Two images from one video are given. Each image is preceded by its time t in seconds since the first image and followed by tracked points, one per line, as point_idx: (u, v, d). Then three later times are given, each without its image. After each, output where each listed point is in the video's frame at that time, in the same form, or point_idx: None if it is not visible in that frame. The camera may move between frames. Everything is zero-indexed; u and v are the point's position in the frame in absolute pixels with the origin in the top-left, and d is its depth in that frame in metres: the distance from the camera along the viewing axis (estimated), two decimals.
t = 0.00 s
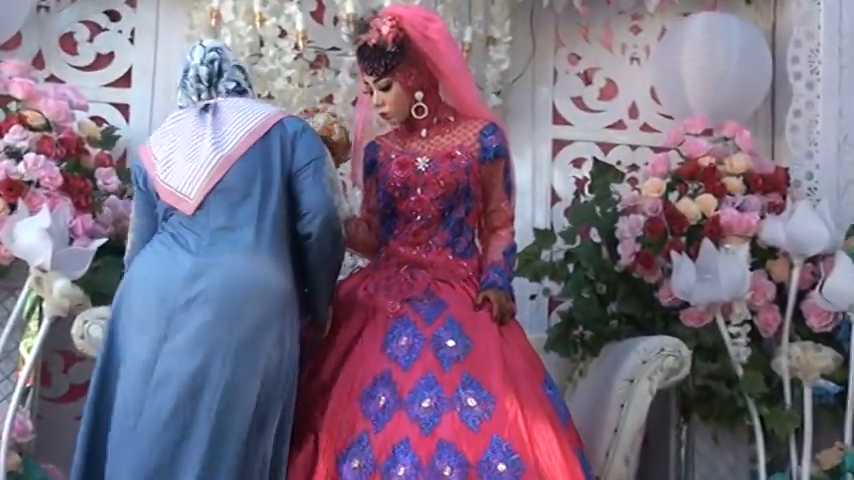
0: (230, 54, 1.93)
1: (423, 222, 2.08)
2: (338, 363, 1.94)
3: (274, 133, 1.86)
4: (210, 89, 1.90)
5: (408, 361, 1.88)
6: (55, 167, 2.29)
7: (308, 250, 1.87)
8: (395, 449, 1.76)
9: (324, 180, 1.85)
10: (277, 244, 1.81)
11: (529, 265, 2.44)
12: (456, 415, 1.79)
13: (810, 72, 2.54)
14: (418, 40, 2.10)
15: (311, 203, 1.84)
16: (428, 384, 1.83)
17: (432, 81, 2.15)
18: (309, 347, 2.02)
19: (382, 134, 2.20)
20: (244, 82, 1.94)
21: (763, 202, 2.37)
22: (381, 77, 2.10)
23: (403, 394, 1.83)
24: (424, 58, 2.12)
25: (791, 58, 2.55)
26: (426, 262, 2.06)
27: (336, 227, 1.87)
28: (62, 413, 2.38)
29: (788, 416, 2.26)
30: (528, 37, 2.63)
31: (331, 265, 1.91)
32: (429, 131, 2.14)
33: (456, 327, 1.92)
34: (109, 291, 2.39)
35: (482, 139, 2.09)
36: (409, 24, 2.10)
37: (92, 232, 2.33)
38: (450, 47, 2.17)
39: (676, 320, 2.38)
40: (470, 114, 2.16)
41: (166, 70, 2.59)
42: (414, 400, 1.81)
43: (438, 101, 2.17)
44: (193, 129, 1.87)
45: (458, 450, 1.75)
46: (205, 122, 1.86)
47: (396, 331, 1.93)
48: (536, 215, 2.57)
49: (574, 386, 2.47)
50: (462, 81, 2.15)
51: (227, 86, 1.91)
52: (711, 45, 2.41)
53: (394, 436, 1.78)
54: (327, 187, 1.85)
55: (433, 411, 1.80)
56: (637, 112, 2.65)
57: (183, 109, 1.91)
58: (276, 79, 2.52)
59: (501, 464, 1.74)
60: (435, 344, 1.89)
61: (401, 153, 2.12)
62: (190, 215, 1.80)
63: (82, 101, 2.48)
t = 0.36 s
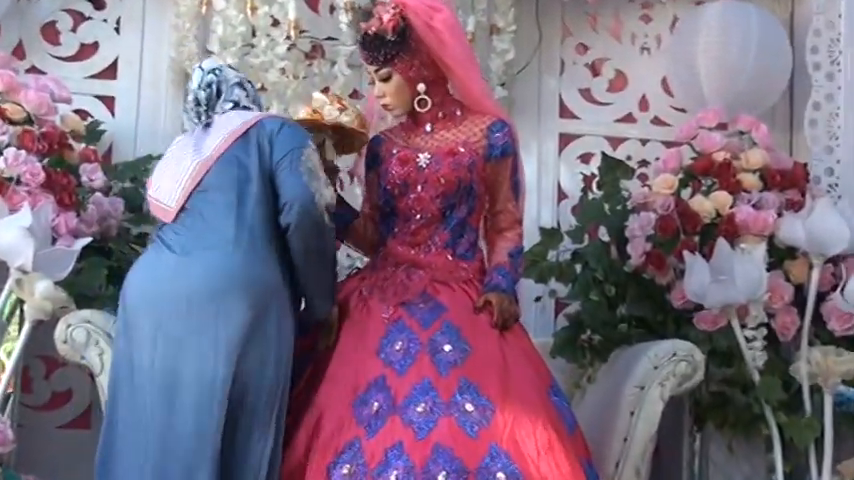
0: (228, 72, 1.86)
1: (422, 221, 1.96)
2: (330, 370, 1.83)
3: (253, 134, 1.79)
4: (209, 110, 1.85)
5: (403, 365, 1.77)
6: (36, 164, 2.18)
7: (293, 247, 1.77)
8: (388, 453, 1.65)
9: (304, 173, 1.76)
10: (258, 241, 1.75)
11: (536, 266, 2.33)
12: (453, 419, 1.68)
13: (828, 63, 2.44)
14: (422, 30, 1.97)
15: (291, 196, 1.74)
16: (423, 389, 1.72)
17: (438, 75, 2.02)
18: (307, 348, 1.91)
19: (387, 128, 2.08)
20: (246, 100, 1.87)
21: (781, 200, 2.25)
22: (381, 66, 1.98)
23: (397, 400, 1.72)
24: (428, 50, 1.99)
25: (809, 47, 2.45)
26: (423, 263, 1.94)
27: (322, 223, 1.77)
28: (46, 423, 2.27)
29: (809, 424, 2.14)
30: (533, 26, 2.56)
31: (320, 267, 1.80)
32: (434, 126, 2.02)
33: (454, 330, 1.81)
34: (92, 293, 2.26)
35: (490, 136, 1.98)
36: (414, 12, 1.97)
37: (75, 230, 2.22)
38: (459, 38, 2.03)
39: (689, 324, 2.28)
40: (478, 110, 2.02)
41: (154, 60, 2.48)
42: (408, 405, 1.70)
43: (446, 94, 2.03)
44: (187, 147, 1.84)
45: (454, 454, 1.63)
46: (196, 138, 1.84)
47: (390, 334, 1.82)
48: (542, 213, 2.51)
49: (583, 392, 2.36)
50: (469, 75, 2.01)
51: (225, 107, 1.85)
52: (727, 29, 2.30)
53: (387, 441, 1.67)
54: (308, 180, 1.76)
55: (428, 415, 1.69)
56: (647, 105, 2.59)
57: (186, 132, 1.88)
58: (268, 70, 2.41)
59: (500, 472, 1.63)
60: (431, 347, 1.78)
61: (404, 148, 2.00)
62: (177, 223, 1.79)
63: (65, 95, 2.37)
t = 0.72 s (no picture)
0: (246, 113, 1.83)
1: (426, 219, 1.84)
2: (325, 382, 1.71)
3: (239, 146, 1.77)
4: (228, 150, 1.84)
5: (405, 376, 1.65)
6: (19, 160, 2.07)
7: (254, 250, 1.70)
8: (390, 469, 1.54)
9: (267, 175, 1.71)
10: (218, 235, 1.69)
11: (545, 268, 2.24)
12: (457, 433, 1.57)
13: None
14: (422, 21, 1.85)
15: (248, 199, 1.70)
16: (427, 401, 1.61)
17: (440, 69, 1.89)
18: (306, 361, 1.81)
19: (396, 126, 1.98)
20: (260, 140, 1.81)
21: (803, 198, 2.14)
22: (379, 60, 1.90)
23: (400, 413, 1.61)
24: (426, 42, 1.86)
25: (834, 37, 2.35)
26: (425, 264, 1.82)
27: (283, 222, 1.69)
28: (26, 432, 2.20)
29: (833, 434, 2.03)
30: (543, 14, 2.45)
31: (283, 273, 1.71)
32: (441, 120, 1.90)
33: (458, 338, 1.70)
34: (78, 296, 2.13)
35: (498, 130, 1.86)
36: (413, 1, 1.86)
37: (60, 230, 2.11)
38: (465, 30, 1.89)
39: (707, 330, 2.16)
40: (487, 104, 1.89)
41: (144, 51, 2.38)
42: (412, 418, 1.59)
43: (454, 88, 1.91)
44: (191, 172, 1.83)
45: (459, 471, 1.53)
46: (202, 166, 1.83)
47: (392, 343, 1.70)
48: (551, 212, 2.40)
49: (593, 401, 2.28)
50: (475, 68, 1.87)
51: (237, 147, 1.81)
52: (746, 16, 2.21)
53: (389, 455, 1.56)
54: (269, 181, 1.70)
55: (432, 429, 1.57)
56: (662, 98, 2.48)
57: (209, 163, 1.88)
58: (264, 62, 2.30)
59: None
60: (434, 358, 1.67)
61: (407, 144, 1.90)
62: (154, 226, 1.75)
63: (50, 89, 2.25)
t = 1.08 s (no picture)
0: (259, 110, 1.73)
1: (421, 223, 1.73)
2: (317, 397, 1.61)
3: (247, 149, 1.67)
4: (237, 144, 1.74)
5: (400, 389, 1.55)
6: None
7: (252, 267, 1.59)
8: None
9: (270, 188, 1.60)
10: (214, 242, 1.61)
11: (548, 275, 2.12)
12: (456, 445, 1.46)
13: None
14: (413, 14, 1.75)
15: (248, 211, 1.60)
16: (422, 414, 1.50)
17: (434, 64, 1.78)
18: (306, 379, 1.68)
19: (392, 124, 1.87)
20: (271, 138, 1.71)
21: (821, 202, 2.03)
22: (370, 57, 1.80)
23: (394, 427, 1.50)
24: (418, 37, 1.76)
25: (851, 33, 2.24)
26: (421, 270, 1.71)
27: (283, 239, 1.59)
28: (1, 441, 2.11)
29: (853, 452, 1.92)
30: (547, 7, 2.34)
31: (283, 294, 1.60)
32: (437, 118, 1.79)
33: (456, 347, 1.59)
34: (56, 301, 2.00)
35: (496, 126, 1.73)
36: None
37: (36, 231, 1.99)
38: (460, 22, 1.77)
39: (718, 340, 2.06)
40: (483, 99, 1.77)
41: (128, 44, 2.27)
42: (407, 432, 1.49)
43: (449, 84, 1.79)
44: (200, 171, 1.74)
45: None
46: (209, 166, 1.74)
47: (388, 356, 1.60)
48: (553, 216, 2.29)
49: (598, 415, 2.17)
50: (468, 62, 1.76)
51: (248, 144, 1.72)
52: (759, 10, 2.09)
53: (383, 470, 1.45)
54: (272, 195, 1.60)
55: (429, 442, 1.47)
56: (671, 96, 2.38)
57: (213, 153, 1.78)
58: (254, 55, 2.19)
59: None
60: (431, 369, 1.56)
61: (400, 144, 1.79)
62: (151, 225, 1.68)
63: (29, 83, 2.15)
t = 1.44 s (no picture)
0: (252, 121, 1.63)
1: (417, 233, 1.62)
2: (308, 418, 1.49)
3: (235, 159, 1.56)
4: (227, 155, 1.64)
5: (396, 408, 1.44)
6: None
7: (244, 279, 1.47)
8: None
9: (262, 198, 1.49)
10: (202, 252, 1.48)
11: (551, 286, 2.02)
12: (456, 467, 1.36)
13: None
14: (404, 12, 1.63)
15: (238, 223, 1.48)
16: (419, 434, 1.40)
17: (429, 65, 1.66)
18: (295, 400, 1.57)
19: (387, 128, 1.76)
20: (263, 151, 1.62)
21: (841, 211, 1.92)
22: (362, 59, 1.69)
23: (390, 448, 1.40)
24: (411, 36, 1.64)
25: None
26: (417, 283, 1.60)
27: (277, 250, 1.47)
28: None
29: None
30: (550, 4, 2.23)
31: (275, 310, 1.49)
32: (432, 121, 1.67)
33: (455, 363, 1.48)
34: (30, 314, 1.88)
35: (494, 130, 1.61)
36: None
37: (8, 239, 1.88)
38: (455, 19, 1.66)
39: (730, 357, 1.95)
40: (481, 100, 1.65)
41: (109, 43, 2.17)
42: (403, 453, 1.38)
43: (446, 84, 1.68)
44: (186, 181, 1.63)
45: None
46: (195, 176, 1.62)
47: (382, 374, 1.49)
48: (556, 224, 2.19)
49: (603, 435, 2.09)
50: (463, 62, 1.64)
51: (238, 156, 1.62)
52: (774, 9, 1.99)
53: None
54: (264, 205, 1.48)
55: (427, 464, 1.36)
56: (681, 99, 2.27)
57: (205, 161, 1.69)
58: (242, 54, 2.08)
59: None
60: (428, 386, 1.45)
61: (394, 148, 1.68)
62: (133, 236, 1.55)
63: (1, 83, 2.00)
